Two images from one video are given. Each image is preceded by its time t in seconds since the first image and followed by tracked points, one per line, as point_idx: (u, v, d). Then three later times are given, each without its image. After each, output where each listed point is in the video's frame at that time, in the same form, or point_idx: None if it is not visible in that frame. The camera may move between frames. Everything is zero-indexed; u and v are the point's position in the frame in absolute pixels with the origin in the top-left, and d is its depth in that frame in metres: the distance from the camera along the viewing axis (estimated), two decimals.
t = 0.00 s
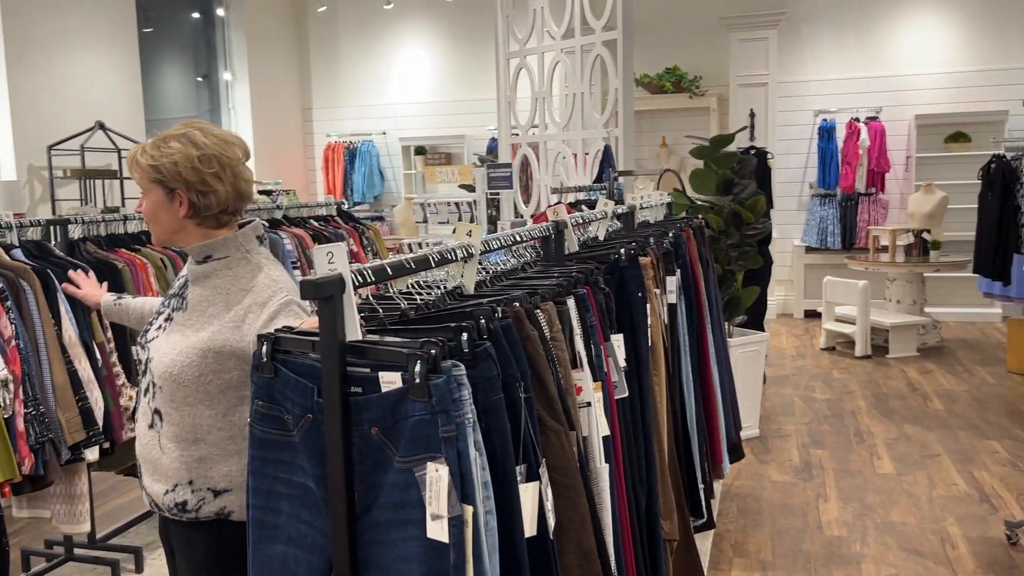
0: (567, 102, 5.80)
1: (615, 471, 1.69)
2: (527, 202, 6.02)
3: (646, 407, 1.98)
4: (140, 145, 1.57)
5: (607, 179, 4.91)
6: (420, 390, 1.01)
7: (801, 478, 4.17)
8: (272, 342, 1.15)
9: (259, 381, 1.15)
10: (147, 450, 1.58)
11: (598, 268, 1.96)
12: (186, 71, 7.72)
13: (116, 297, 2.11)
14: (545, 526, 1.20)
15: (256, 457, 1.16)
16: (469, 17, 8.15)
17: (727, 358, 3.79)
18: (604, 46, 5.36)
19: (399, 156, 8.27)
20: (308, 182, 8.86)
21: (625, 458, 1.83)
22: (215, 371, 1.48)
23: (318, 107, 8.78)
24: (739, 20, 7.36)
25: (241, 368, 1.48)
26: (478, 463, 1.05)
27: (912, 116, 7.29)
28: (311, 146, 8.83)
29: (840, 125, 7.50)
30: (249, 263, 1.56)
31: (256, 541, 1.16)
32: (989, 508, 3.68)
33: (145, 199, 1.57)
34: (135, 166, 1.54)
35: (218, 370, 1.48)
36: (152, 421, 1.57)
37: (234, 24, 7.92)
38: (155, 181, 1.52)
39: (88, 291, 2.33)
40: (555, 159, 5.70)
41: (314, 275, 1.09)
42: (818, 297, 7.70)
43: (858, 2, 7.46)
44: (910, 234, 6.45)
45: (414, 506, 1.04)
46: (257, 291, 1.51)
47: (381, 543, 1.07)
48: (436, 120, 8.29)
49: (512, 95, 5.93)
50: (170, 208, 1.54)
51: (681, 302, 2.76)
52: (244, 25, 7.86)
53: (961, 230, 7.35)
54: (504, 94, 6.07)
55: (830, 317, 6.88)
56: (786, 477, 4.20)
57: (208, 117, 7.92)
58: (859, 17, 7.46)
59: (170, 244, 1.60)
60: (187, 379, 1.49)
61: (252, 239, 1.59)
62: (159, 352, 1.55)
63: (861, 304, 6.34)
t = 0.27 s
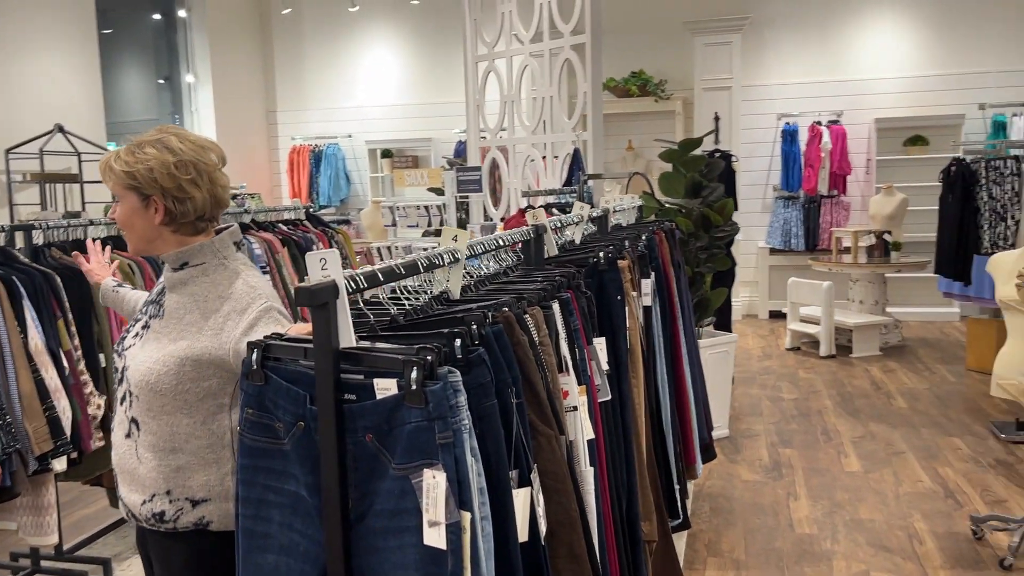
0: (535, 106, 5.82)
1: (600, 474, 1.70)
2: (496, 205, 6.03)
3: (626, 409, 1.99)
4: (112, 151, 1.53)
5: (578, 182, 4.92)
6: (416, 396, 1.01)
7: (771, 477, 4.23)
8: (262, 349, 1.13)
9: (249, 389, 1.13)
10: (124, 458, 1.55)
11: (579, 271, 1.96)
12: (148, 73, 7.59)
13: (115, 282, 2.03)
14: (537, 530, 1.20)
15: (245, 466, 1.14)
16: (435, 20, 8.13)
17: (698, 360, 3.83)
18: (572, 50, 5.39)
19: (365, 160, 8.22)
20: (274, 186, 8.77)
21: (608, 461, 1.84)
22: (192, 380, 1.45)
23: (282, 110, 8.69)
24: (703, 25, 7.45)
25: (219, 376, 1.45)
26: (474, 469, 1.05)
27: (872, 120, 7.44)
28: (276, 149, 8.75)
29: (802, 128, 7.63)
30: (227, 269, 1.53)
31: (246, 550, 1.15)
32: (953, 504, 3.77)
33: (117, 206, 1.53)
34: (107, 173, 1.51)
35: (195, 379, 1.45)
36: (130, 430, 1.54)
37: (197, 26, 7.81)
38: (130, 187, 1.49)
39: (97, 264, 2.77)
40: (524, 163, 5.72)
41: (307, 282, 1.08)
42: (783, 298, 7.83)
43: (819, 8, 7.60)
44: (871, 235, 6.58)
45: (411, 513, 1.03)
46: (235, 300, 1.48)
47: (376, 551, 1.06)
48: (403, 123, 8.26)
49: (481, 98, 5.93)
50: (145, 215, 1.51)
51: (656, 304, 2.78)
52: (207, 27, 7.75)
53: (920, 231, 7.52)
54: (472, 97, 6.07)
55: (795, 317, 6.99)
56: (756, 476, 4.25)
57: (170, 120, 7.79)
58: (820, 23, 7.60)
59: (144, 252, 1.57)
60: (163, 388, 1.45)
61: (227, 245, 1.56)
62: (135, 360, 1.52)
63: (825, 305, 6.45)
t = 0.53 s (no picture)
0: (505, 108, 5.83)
1: (587, 475, 1.71)
2: (467, 208, 6.03)
3: (609, 410, 2.01)
4: (98, 153, 1.50)
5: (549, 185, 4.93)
6: (417, 400, 1.01)
7: (743, 476, 4.28)
8: (258, 354, 1.13)
9: (245, 395, 1.13)
10: (106, 468, 1.51)
11: (563, 274, 1.98)
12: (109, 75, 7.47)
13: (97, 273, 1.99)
14: (535, 532, 1.20)
15: (241, 472, 1.13)
16: (402, 22, 8.09)
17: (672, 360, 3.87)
18: (542, 53, 5.40)
19: (332, 163, 8.17)
20: (239, 189, 8.67)
21: (594, 461, 1.85)
22: (178, 387, 1.43)
23: (247, 112, 8.59)
24: (669, 29, 7.53)
25: (206, 382, 1.42)
26: (475, 472, 1.05)
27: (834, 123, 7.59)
28: (241, 152, 8.65)
29: (767, 131, 7.75)
30: (211, 273, 1.50)
31: (242, 557, 1.14)
32: (921, 499, 3.86)
33: (101, 208, 1.49)
34: (96, 172, 1.48)
35: (182, 385, 1.43)
36: (113, 438, 1.50)
37: (159, 27, 7.69)
38: (119, 188, 1.45)
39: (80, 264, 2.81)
40: (495, 166, 5.73)
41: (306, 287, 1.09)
42: (750, 298, 7.93)
43: (782, 13, 7.72)
44: (836, 236, 6.70)
45: (412, 517, 1.03)
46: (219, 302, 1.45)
47: (377, 555, 1.06)
48: (371, 126, 8.22)
49: (451, 101, 5.92)
50: (131, 217, 1.48)
51: (633, 306, 2.81)
52: (170, 29, 7.63)
53: (882, 232, 7.68)
54: (442, 100, 6.06)
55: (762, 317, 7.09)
56: (729, 475, 4.31)
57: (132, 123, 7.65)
58: (783, 27, 7.73)
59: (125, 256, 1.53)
60: (149, 395, 1.43)
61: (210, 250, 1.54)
62: (118, 367, 1.49)
63: (792, 305, 6.56)
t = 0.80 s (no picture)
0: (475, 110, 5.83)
1: (571, 473, 1.72)
2: (437, 210, 6.01)
3: (589, 409, 2.02)
4: (81, 150, 1.46)
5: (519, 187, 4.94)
6: (411, 400, 1.00)
7: (715, 474, 4.33)
8: (248, 355, 1.12)
9: (234, 397, 1.12)
10: (81, 476, 1.48)
11: (544, 274, 1.99)
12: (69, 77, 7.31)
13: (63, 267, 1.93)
14: (525, 530, 1.21)
15: (231, 475, 1.12)
16: (368, 23, 8.05)
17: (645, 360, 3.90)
18: (511, 55, 5.41)
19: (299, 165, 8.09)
20: (204, 192, 8.55)
21: (576, 459, 1.86)
22: (158, 392, 1.40)
23: (212, 113, 8.48)
24: (635, 32, 7.59)
25: (186, 387, 1.40)
26: (469, 471, 1.05)
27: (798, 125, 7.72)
28: (206, 154, 8.53)
29: (732, 133, 7.85)
30: (188, 276, 1.47)
31: (232, 562, 1.13)
32: (888, 494, 3.94)
33: (82, 205, 1.45)
34: (81, 168, 1.44)
35: (162, 390, 1.40)
36: (88, 445, 1.47)
37: (121, 28, 7.55)
38: (106, 184, 1.42)
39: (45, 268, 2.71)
40: (465, 168, 5.73)
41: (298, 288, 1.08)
42: (717, 299, 8.03)
43: (746, 16, 7.83)
44: (801, 237, 6.80)
45: (407, 518, 1.02)
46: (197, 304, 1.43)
47: (370, 557, 1.05)
48: (338, 128, 8.16)
49: (420, 103, 5.90)
50: (115, 216, 1.44)
51: (609, 306, 2.82)
52: (132, 29, 7.50)
53: (845, 233, 7.83)
54: (411, 101, 6.04)
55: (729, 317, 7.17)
56: (701, 474, 4.35)
57: (93, 125, 7.50)
58: (747, 31, 7.83)
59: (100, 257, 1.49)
60: (127, 400, 1.40)
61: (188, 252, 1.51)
62: (93, 372, 1.45)
63: (759, 305, 6.64)
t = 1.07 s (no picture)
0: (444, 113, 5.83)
1: (547, 472, 1.73)
2: (407, 214, 6.00)
3: (563, 409, 2.03)
4: (51, 149, 1.43)
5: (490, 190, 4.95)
6: (393, 401, 1.01)
7: (685, 474, 4.37)
8: (226, 358, 1.12)
9: (212, 400, 1.11)
10: (49, 483, 1.45)
11: (518, 276, 2.00)
12: (27, 78, 7.19)
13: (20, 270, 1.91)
14: (505, 530, 1.21)
15: (209, 478, 1.12)
16: (335, 26, 8.01)
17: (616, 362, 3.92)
18: (480, 58, 5.42)
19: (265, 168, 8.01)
20: (169, 196, 8.42)
21: (552, 459, 1.87)
22: (127, 397, 1.38)
23: (176, 116, 8.36)
24: (603, 36, 7.64)
25: (157, 391, 1.39)
26: (449, 471, 1.06)
27: (763, 129, 7.84)
28: (171, 158, 8.41)
29: (698, 136, 7.94)
30: (158, 278, 1.46)
31: (210, 566, 1.12)
32: (855, 491, 4.01)
33: (52, 206, 1.42)
34: (53, 167, 1.41)
35: (132, 394, 1.38)
36: (55, 452, 1.44)
37: (82, 31, 7.40)
38: (81, 186, 1.41)
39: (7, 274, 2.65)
40: (434, 171, 5.72)
41: (278, 291, 1.08)
42: (684, 301, 8.11)
43: (712, 21, 7.93)
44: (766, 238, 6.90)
45: (389, 519, 1.02)
46: (168, 306, 1.41)
47: (351, 558, 1.05)
48: (306, 131, 8.10)
49: (389, 106, 5.89)
50: (91, 217, 1.43)
51: (581, 308, 2.83)
52: (93, 31, 7.36)
53: (810, 235, 7.96)
54: (380, 104, 6.02)
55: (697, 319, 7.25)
56: (671, 474, 4.39)
57: (54, 128, 7.35)
58: (713, 35, 7.93)
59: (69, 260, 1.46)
60: (96, 405, 1.38)
61: (158, 254, 1.49)
62: (61, 378, 1.43)
63: (726, 306, 6.73)
